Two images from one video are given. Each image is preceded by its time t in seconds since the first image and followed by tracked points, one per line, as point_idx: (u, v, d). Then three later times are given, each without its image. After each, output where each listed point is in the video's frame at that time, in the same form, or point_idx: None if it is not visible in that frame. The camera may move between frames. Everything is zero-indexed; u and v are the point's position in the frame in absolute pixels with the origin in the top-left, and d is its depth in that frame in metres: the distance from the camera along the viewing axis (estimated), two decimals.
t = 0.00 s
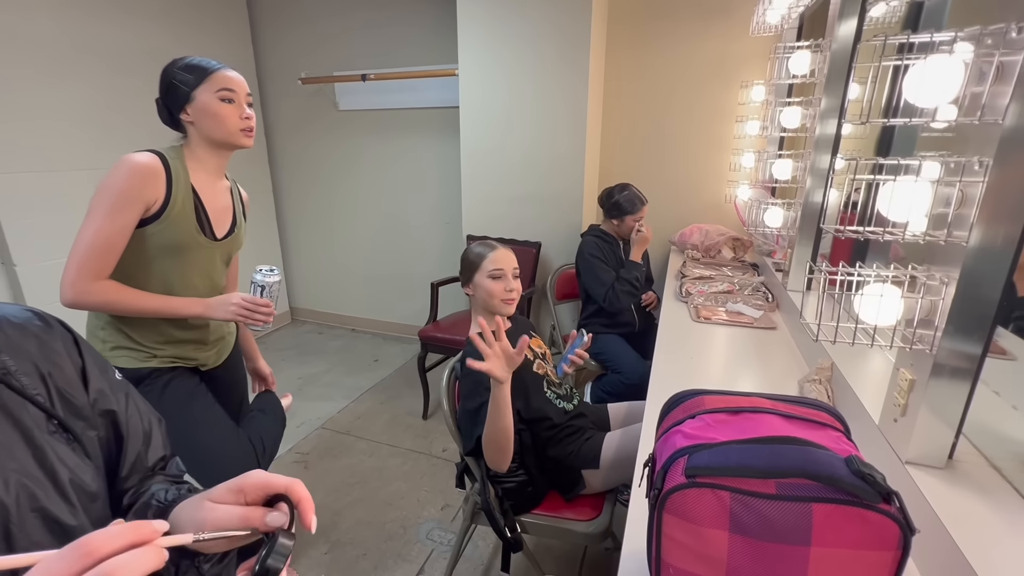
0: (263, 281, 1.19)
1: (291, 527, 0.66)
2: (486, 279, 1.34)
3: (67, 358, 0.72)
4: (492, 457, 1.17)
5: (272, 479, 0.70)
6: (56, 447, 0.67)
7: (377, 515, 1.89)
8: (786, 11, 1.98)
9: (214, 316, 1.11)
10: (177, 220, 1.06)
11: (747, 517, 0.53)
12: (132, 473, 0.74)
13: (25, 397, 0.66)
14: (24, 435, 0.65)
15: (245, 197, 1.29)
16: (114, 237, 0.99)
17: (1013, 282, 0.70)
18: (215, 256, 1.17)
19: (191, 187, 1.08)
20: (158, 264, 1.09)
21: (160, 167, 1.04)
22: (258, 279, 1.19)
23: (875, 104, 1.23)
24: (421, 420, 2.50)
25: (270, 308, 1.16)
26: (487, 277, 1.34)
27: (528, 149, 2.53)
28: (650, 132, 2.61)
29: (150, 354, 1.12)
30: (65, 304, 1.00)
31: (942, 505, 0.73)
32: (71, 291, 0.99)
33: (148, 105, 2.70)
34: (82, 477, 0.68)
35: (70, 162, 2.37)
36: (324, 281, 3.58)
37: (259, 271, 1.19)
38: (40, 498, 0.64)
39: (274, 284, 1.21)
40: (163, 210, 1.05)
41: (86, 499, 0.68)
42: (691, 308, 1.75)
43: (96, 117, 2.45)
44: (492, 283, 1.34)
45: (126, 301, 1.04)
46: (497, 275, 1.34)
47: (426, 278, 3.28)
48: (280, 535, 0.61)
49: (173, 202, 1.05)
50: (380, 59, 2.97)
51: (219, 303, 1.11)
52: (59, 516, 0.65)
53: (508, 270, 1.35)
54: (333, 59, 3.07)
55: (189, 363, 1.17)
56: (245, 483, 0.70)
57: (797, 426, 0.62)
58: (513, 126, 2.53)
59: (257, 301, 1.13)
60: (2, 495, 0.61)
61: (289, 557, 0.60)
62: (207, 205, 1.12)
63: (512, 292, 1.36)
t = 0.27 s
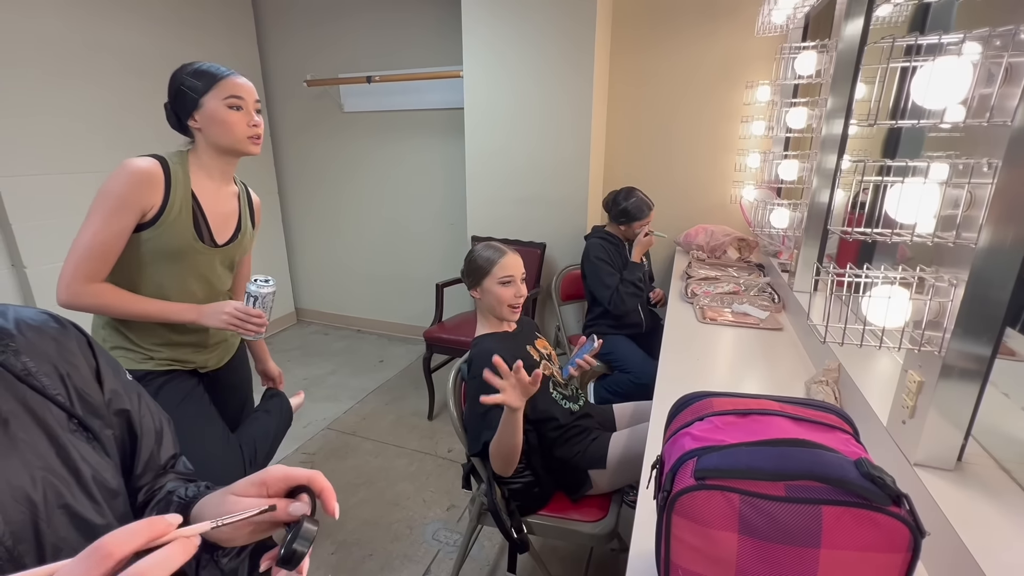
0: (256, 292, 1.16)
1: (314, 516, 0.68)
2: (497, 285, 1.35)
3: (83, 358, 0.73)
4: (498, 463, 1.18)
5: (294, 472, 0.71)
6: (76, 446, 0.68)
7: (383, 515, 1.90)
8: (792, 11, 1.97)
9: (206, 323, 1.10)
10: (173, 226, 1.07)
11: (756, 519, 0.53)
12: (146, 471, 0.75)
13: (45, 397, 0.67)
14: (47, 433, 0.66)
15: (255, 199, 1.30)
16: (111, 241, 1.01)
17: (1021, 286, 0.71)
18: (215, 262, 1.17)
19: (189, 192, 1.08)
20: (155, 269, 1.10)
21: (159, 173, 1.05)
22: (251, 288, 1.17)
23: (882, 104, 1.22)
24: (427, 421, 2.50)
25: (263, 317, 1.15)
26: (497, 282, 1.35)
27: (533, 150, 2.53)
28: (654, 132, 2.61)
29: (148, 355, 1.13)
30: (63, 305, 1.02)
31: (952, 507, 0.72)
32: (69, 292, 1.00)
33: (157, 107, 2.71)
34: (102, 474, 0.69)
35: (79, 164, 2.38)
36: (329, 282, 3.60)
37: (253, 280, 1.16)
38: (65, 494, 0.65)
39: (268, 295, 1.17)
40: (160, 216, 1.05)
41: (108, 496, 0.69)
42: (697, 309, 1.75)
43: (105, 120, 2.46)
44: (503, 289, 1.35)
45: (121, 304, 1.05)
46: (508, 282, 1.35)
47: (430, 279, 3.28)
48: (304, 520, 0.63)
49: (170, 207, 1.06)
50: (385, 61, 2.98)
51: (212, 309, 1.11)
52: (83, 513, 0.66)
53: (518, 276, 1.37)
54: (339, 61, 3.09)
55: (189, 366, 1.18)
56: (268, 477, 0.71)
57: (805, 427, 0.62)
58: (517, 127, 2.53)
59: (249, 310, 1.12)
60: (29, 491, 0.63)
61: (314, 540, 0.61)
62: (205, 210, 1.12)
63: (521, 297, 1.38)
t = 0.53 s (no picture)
0: (249, 289, 1.13)
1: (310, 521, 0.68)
2: (499, 285, 1.34)
3: (81, 358, 0.73)
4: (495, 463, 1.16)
5: (289, 476, 0.71)
6: (76, 446, 0.67)
7: (385, 515, 1.90)
8: (794, 8, 1.96)
9: (197, 321, 1.11)
10: (165, 221, 1.06)
11: (761, 520, 0.52)
12: (146, 471, 0.75)
13: (45, 397, 0.66)
14: (47, 433, 0.65)
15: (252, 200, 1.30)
16: (102, 236, 1.01)
17: None
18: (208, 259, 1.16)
19: (183, 189, 1.08)
20: (148, 265, 1.09)
21: (152, 168, 1.04)
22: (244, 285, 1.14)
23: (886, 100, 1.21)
24: (428, 420, 2.50)
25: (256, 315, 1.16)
26: (499, 282, 1.34)
27: (534, 149, 2.53)
28: (655, 129, 2.60)
29: (149, 354, 1.12)
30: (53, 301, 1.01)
31: (958, 507, 0.72)
32: (60, 288, 1.00)
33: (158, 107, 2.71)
34: (102, 475, 0.69)
35: (80, 164, 2.38)
36: (330, 282, 3.59)
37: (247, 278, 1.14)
38: (64, 494, 0.65)
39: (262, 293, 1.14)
40: (152, 211, 1.05)
41: (107, 497, 0.69)
42: (699, 308, 1.75)
43: (106, 120, 2.46)
44: (504, 289, 1.34)
45: (112, 299, 1.05)
46: (509, 281, 1.35)
47: (432, 277, 3.28)
48: (298, 527, 0.62)
49: (163, 203, 1.06)
50: (385, 60, 2.97)
51: (203, 307, 1.11)
52: (83, 514, 0.66)
53: (519, 276, 1.36)
54: (339, 60, 3.08)
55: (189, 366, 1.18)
56: (263, 480, 0.71)
57: (810, 427, 0.61)
58: (518, 125, 2.53)
59: (242, 307, 1.12)
60: (28, 490, 0.62)
61: (308, 546, 0.61)
62: (199, 207, 1.11)
63: (523, 297, 1.37)
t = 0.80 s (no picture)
0: (257, 293, 1.16)
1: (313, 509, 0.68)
2: (500, 283, 1.34)
3: (81, 356, 0.73)
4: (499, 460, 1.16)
5: (288, 465, 0.70)
6: (78, 444, 0.68)
7: (387, 514, 1.90)
8: (795, 5, 1.96)
9: (204, 324, 1.11)
10: (172, 226, 1.07)
11: (764, 518, 0.52)
12: (147, 470, 0.75)
13: (45, 395, 0.67)
14: (48, 430, 0.66)
15: (252, 202, 1.30)
16: (109, 241, 1.01)
17: None
18: (213, 261, 1.17)
19: (189, 192, 1.08)
20: (155, 269, 1.10)
21: (158, 172, 1.04)
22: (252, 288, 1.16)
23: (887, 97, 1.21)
24: (430, 420, 2.50)
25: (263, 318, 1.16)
26: (500, 280, 1.34)
27: (535, 148, 2.52)
28: (656, 127, 2.60)
29: (150, 358, 1.13)
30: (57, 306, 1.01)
31: (961, 505, 0.72)
32: (66, 293, 1.00)
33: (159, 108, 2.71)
34: (103, 472, 0.69)
35: (82, 165, 2.38)
36: (332, 281, 3.60)
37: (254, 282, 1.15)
38: (66, 490, 0.65)
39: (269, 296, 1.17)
40: (160, 216, 1.05)
41: (108, 494, 0.69)
42: (700, 306, 1.74)
43: (107, 120, 2.46)
44: (506, 287, 1.34)
45: (120, 304, 1.05)
46: (510, 280, 1.35)
47: (433, 277, 3.28)
48: (303, 516, 0.62)
49: (170, 207, 1.06)
50: (386, 59, 2.97)
51: (210, 311, 1.11)
52: (85, 510, 0.66)
53: (520, 274, 1.36)
54: (340, 60, 3.08)
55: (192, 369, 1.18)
56: (263, 471, 0.71)
57: (813, 426, 0.61)
58: (519, 125, 2.52)
59: (249, 311, 1.12)
60: (31, 487, 0.62)
61: (314, 534, 0.60)
62: (204, 211, 1.12)
63: (524, 296, 1.37)
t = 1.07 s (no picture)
0: (256, 293, 1.15)
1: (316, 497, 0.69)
2: (500, 282, 1.35)
3: (78, 356, 0.73)
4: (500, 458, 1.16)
5: (288, 458, 0.72)
6: (77, 443, 0.68)
7: (389, 513, 1.90)
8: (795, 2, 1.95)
9: (204, 325, 1.10)
10: (170, 227, 1.06)
11: (766, 515, 0.53)
12: (146, 469, 0.75)
13: (44, 395, 0.67)
14: (48, 430, 0.66)
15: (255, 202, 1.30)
16: (108, 242, 1.01)
17: None
18: (212, 262, 1.17)
19: (188, 193, 1.08)
20: (154, 270, 1.10)
21: (156, 173, 1.04)
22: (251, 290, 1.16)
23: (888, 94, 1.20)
24: (431, 418, 2.50)
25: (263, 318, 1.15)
26: (499, 278, 1.35)
27: (535, 146, 2.52)
28: (656, 125, 2.60)
29: (148, 358, 1.13)
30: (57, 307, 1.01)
31: (962, 501, 0.72)
32: (65, 294, 1.00)
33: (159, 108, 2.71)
34: (103, 470, 0.69)
35: (82, 166, 2.38)
36: (332, 281, 3.60)
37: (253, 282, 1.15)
38: (67, 488, 0.65)
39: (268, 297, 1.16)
40: (158, 216, 1.05)
41: (108, 491, 0.69)
42: (701, 304, 1.74)
43: (107, 120, 2.45)
44: (506, 285, 1.34)
45: (119, 304, 1.05)
46: (510, 278, 1.35)
47: (433, 276, 3.28)
48: (308, 505, 0.63)
49: (168, 208, 1.06)
50: (385, 58, 2.97)
51: (210, 311, 1.10)
52: (86, 507, 0.66)
53: (520, 272, 1.36)
54: (339, 59, 3.08)
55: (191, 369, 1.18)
56: (263, 464, 0.71)
57: (814, 423, 0.62)
58: (519, 123, 2.52)
59: (249, 311, 1.11)
60: (32, 486, 0.62)
61: (321, 522, 0.61)
62: (203, 211, 1.11)
63: (524, 294, 1.37)
